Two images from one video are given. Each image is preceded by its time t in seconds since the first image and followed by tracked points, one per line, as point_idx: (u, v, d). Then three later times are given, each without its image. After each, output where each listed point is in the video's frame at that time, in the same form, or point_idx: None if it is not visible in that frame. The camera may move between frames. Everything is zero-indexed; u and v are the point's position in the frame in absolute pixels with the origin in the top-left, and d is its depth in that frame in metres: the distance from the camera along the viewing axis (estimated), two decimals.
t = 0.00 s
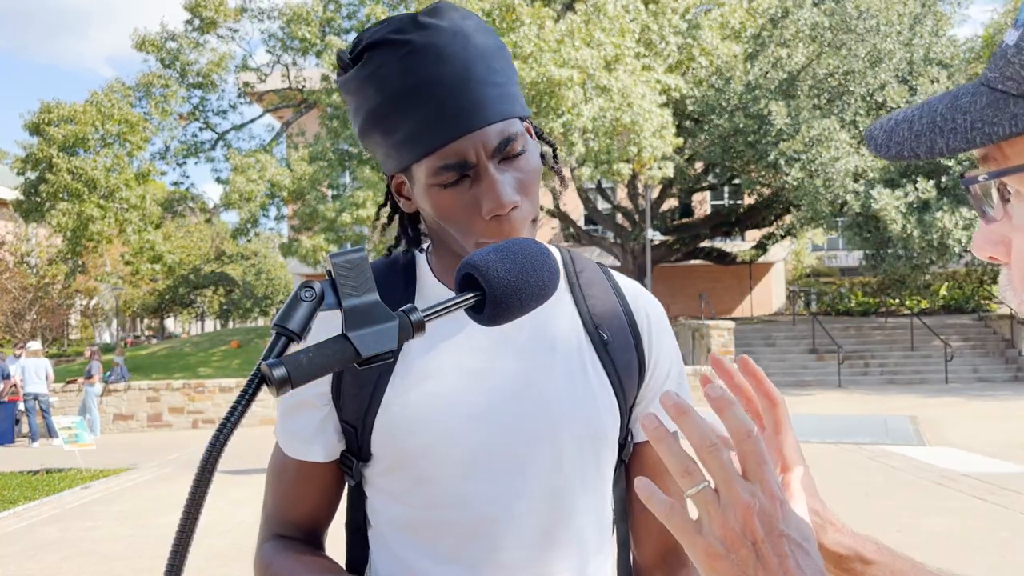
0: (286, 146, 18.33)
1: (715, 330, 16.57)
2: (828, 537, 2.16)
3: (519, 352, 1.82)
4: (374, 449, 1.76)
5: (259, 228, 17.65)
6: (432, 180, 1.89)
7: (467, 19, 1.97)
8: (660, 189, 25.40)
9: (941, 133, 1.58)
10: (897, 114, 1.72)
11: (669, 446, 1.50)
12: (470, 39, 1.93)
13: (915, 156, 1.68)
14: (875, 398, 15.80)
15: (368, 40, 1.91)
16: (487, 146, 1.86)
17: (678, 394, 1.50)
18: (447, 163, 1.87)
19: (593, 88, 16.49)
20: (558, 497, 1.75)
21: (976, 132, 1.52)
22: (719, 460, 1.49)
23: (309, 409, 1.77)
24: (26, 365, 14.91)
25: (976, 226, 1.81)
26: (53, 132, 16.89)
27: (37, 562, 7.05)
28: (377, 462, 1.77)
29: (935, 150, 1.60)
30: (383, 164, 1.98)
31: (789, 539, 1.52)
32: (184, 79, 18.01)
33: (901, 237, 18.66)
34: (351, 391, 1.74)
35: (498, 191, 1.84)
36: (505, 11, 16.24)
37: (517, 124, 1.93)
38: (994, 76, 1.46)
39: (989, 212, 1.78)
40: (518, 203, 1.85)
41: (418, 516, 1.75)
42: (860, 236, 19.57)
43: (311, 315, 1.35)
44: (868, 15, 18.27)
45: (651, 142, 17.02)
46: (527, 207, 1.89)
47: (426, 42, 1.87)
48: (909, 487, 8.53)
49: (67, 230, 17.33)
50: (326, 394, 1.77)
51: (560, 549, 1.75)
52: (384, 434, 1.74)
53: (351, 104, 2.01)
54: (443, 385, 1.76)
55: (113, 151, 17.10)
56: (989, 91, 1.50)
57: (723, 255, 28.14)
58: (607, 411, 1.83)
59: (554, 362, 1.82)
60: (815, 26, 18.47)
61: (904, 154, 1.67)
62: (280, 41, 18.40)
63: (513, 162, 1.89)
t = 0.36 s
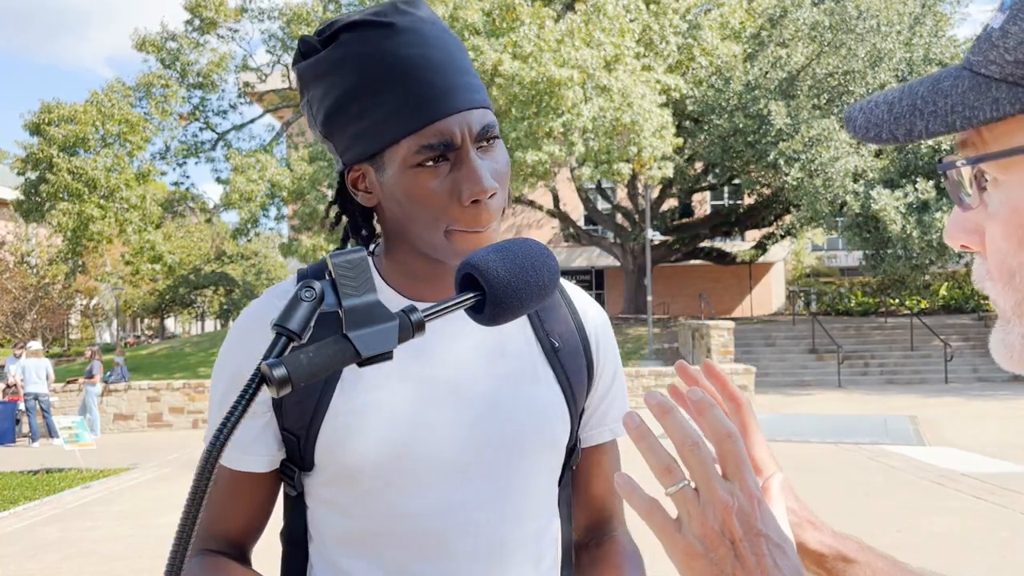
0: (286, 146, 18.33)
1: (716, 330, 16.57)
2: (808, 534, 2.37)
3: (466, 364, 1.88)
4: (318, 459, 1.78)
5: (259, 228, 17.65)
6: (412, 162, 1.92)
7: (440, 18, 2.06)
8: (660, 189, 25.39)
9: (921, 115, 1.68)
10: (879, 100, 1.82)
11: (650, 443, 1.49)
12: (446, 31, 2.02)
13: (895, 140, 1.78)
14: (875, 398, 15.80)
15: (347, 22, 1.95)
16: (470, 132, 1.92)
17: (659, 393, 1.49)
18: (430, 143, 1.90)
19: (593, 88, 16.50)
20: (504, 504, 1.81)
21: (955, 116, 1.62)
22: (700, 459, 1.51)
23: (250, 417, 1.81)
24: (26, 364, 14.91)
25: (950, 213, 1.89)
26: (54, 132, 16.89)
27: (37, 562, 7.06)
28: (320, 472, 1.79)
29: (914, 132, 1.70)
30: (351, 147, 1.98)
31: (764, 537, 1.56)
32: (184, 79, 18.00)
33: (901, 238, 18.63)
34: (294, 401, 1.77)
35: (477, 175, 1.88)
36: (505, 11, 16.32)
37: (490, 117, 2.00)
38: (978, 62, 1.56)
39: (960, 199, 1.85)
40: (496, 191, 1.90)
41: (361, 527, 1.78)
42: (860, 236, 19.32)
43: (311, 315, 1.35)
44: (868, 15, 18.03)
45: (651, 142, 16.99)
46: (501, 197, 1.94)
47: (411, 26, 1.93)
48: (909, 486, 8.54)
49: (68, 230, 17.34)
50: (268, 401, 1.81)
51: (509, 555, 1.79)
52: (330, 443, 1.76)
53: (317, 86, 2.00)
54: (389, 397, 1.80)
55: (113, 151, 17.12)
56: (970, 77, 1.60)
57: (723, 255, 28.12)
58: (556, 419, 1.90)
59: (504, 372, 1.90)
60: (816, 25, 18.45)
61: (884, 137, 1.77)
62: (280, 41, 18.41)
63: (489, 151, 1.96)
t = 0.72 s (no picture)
0: (287, 146, 18.33)
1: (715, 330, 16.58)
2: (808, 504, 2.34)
3: (434, 368, 1.91)
4: (282, 464, 1.78)
5: (259, 228, 17.66)
6: (389, 152, 1.92)
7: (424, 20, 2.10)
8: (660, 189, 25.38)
9: (929, 111, 1.69)
10: (885, 98, 1.84)
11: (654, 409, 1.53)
12: (429, 32, 2.05)
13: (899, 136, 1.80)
14: (875, 398, 15.80)
15: (332, 14, 1.98)
16: (449, 126, 1.93)
17: (662, 357, 1.55)
18: (410, 134, 1.91)
19: (593, 88, 16.52)
20: (472, 507, 1.83)
21: (967, 110, 1.62)
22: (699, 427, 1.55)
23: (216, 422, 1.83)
24: (26, 365, 14.91)
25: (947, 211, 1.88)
26: (54, 132, 16.89)
27: (37, 562, 7.05)
28: (285, 477, 1.79)
29: (920, 127, 1.71)
30: (327, 135, 1.98)
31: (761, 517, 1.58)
32: (184, 79, 18.00)
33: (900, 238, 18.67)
34: (262, 406, 1.77)
35: (453, 170, 1.88)
36: (505, 11, 16.34)
37: (468, 116, 2.01)
38: (986, 59, 1.58)
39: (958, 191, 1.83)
40: (471, 188, 1.90)
41: (328, 533, 1.78)
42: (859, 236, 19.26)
43: (311, 315, 1.35)
44: (867, 15, 18.04)
45: (651, 142, 16.92)
46: (475, 194, 1.94)
47: (396, 22, 1.97)
48: (909, 486, 8.53)
49: (67, 230, 17.33)
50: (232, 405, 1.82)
51: (481, 557, 1.82)
52: (296, 449, 1.77)
53: (297, 73, 2.01)
54: (358, 403, 1.81)
55: (113, 151, 17.13)
56: (978, 73, 1.61)
57: (723, 255, 28.11)
58: (527, 422, 1.95)
59: (476, 377, 1.93)
60: (815, 24, 18.43)
61: (889, 131, 1.79)
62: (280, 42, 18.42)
63: (465, 150, 1.97)
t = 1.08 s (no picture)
0: (287, 146, 18.34)
1: (715, 330, 16.60)
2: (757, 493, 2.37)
3: (435, 367, 1.91)
4: (288, 464, 1.78)
5: (259, 228, 17.66)
6: (394, 144, 1.92)
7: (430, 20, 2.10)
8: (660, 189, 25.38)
9: (923, 118, 1.69)
10: (881, 105, 1.85)
11: (599, 438, 1.48)
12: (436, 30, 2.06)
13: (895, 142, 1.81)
14: (874, 398, 15.80)
15: (341, 7, 1.98)
16: (452, 121, 1.94)
17: (603, 386, 1.50)
18: (414, 127, 1.92)
19: (593, 88, 16.54)
20: (478, 505, 1.83)
21: (957, 118, 1.62)
22: (648, 445, 1.51)
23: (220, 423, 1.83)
24: (26, 365, 14.91)
25: (937, 209, 1.87)
26: (54, 132, 16.89)
27: (37, 562, 7.05)
28: (290, 477, 1.79)
29: (915, 133, 1.71)
30: (333, 126, 1.97)
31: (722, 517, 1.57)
32: (184, 79, 18.01)
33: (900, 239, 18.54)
34: (268, 405, 1.77)
35: (456, 162, 1.89)
36: (505, 11, 16.34)
37: (472, 111, 2.02)
38: (973, 67, 1.58)
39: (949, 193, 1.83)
40: (473, 181, 1.91)
41: (335, 533, 1.78)
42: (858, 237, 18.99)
43: (311, 316, 1.35)
44: (867, 15, 18.05)
45: (651, 142, 16.92)
46: (478, 188, 1.94)
47: (405, 20, 1.97)
48: (909, 486, 8.54)
49: (67, 229, 17.32)
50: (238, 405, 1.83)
51: (488, 553, 1.83)
52: (300, 448, 1.77)
53: (304, 67, 2.01)
54: (363, 402, 1.82)
55: (113, 150, 17.13)
56: (967, 81, 1.61)
57: (723, 255, 28.11)
58: (531, 419, 1.96)
59: (480, 375, 1.93)
60: (815, 24, 18.43)
61: (884, 137, 1.80)
62: (280, 42, 18.43)
63: (469, 145, 1.97)
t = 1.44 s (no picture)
0: (286, 146, 18.35)
1: (715, 330, 16.61)
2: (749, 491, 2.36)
3: (441, 367, 1.91)
4: (296, 466, 1.78)
5: (259, 228, 17.65)
6: (403, 141, 1.92)
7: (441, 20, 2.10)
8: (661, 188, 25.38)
9: (929, 119, 1.70)
10: (887, 106, 1.85)
11: (600, 446, 1.48)
12: (449, 32, 2.06)
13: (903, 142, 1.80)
14: (874, 398, 15.80)
15: (355, 6, 1.98)
16: (462, 119, 1.94)
17: (602, 395, 1.50)
18: (423, 125, 1.92)
19: (593, 88, 16.54)
20: (486, 506, 1.84)
21: (960, 120, 1.62)
22: (648, 451, 1.51)
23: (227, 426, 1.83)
24: (26, 365, 14.91)
25: (933, 205, 1.83)
26: (53, 132, 16.88)
27: (37, 562, 7.06)
28: (299, 479, 1.79)
29: (917, 133, 1.72)
30: (342, 124, 1.97)
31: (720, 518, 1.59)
32: (184, 79, 18.00)
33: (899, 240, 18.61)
34: (275, 408, 1.76)
35: (466, 161, 1.89)
36: (505, 10, 16.28)
37: (482, 113, 2.02)
38: (974, 70, 1.59)
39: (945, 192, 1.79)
40: (483, 180, 1.91)
41: (345, 533, 1.78)
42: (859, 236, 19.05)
43: (311, 316, 1.34)
44: (866, 14, 18.02)
45: (651, 141, 16.90)
46: (487, 187, 1.95)
47: (417, 18, 1.97)
48: (909, 486, 8.54)
49: (67, 230, 17.32)
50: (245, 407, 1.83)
51: (497, 555, 1.84)
52: (309, 451, 1.77)
53: (316, 64, 2.01)
54: (370, 402, 1.81)
55: (112, 151, 17.12)
56: (969, 84, 1.61)
57: (723, 255, 28.10)
58: (538, 420, 1.96)
59: (485, 376, 1.93)
60: (814, 24, 18.41)
61: (888, 136, 1.80)
62: (281, 42, 18.43)
63: (478, 145, 1.98)
